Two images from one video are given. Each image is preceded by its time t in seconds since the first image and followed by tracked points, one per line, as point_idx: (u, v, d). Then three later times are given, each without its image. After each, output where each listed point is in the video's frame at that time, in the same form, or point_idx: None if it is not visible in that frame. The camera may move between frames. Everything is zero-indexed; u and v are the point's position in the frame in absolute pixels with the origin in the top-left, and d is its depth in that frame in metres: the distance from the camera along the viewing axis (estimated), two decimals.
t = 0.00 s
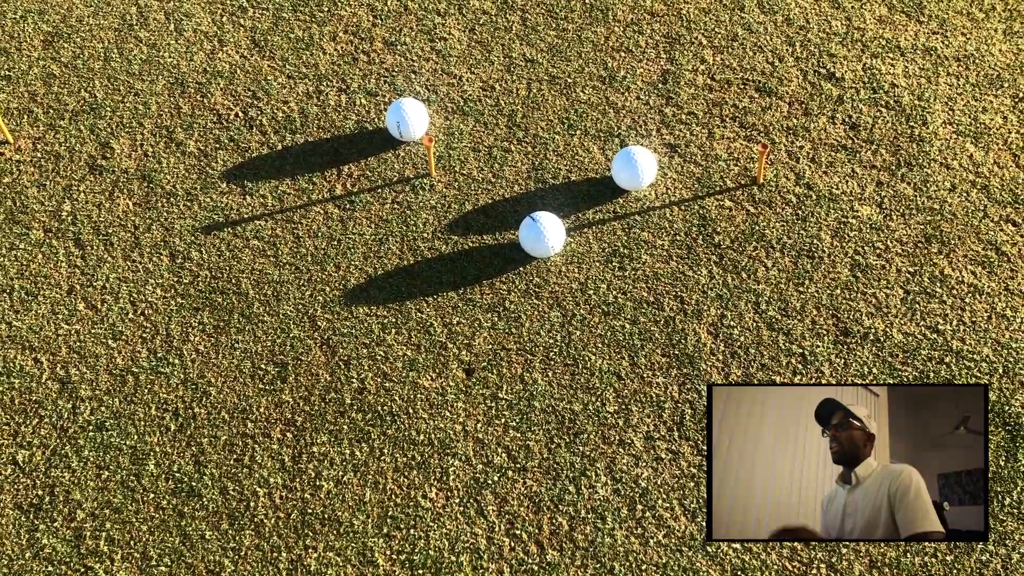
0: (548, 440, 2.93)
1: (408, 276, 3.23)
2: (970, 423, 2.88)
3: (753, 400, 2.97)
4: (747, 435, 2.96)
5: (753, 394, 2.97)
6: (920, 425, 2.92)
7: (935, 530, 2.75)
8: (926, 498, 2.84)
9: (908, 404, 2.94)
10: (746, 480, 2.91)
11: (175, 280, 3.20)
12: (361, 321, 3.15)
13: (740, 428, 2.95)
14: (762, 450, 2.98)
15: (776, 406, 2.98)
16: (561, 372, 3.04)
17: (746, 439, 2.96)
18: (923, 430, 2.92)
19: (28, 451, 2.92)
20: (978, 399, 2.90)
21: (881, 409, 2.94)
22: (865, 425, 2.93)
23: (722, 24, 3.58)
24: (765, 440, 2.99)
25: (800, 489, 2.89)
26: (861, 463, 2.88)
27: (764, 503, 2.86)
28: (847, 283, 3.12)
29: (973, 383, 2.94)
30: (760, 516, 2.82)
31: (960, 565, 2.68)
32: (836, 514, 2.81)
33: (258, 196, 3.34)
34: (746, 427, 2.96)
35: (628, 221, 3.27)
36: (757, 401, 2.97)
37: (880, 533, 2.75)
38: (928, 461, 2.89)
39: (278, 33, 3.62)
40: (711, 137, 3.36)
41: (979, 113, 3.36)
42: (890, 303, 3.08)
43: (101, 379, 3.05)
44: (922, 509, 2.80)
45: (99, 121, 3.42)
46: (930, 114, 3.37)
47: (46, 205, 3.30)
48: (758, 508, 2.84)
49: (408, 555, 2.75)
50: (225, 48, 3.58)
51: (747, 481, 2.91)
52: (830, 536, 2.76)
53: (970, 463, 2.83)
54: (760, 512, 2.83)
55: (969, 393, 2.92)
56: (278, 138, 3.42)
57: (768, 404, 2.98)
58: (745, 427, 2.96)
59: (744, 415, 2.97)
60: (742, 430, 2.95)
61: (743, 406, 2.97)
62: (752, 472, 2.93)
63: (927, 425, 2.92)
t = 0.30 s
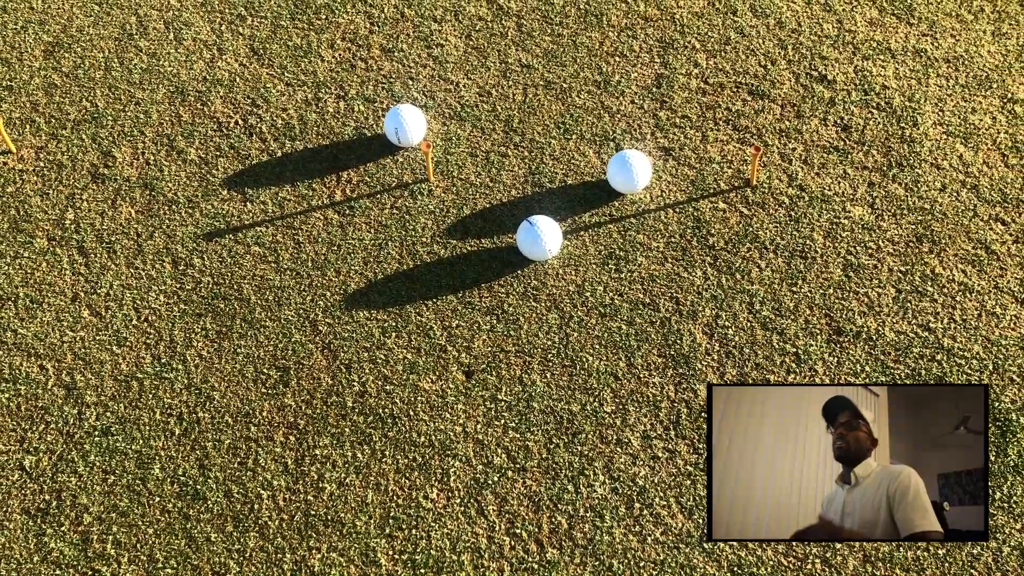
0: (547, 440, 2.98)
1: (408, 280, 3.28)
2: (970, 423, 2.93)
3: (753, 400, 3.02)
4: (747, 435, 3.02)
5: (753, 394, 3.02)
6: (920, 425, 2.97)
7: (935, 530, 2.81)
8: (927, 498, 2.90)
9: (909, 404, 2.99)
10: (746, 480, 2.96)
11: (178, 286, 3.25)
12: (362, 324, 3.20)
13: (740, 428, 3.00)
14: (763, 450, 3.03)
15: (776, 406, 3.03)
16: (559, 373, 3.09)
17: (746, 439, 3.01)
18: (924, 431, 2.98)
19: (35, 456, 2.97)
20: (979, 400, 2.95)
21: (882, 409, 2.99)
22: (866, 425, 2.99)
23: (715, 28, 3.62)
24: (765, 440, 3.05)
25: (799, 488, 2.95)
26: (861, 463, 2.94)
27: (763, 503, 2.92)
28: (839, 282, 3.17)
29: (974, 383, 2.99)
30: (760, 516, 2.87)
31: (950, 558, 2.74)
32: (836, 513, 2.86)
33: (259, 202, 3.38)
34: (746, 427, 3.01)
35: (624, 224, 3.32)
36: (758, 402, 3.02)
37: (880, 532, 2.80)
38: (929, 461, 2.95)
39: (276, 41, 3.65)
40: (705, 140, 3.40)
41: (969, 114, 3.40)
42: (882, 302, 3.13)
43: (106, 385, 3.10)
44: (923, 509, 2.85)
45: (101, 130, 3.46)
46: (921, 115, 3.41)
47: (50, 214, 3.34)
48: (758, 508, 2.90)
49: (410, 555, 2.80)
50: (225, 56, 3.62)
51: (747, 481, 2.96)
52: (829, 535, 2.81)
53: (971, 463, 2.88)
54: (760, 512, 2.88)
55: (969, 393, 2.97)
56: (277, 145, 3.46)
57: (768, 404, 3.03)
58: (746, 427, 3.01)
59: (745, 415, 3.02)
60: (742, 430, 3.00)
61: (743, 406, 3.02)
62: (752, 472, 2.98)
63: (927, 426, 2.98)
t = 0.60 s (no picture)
0: (541, 446, 3.06)
1: (403, 291, 3.35)
2: (970, 423, 3.01)
3: (753, 401, 3.11)
4: (747, 435, 3.11)
5: (753, 395, 3.11)
6: (920, 425, 3.06)
7: (936, 530, 2.88)
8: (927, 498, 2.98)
9: (909, 404, 3.07)
10: (746, 480, 3.05)
11: (178, 302, 3.32)
12: (359, 336, 3.28)
13: (740, 428, 3.09)
14: (762, 450, 3.13)
15: (775, 407, 3.12)
16: (553, 380, 3.17)
17: (746, 439, 3.10)
18: (924, 431, 3.06)
19: (40, 470, 3.04)
20: (979, 400, 3.03)
21: (882, 409, 3.07)
22: (868, 426, 3.07)
23: (699, 42, 3.71)
24: (765, 441, 3.14)
25: (798, 488, 3.04)
26: (862, 463, 3.03)
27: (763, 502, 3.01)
28: (824, 287, 3.25)
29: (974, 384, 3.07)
30: (760, 515, 2.96)
31: (936, 554, 2.83)
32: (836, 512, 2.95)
33: (256, 218, 3.45)
34: (746, 427, 3.10)
35: (613, 233, 3.40)
36: (758, 402, 3.11)
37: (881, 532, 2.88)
38: (929, 461, 3.04)
39: (270, 61, 3.72)
40: (691, 151, 3.49)
41: (947, 122, 3.50)
42: (865, 305, 3.22)
43: (108, 400, 3.17)
44: (924, 510, 2.93)
45: (99, 149, 3.53)
46: (900, 123, 3.50)
47: (50, 233, 3.41)
48: (758, 508, 2.99)
49: (410, 560, 2.88)
50: (220, 76, 3.68)
51: (747, 481, 3.05)
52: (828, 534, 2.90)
53: (971, 463, 2.96)
54: (760, 511, 2.98)
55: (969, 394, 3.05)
56: (273, 162, 3.54)
57: (768, 404, 3.12)
58: (746, 427, 3.10)
59: (745, 415, 3.10)
60: (742, 430, 3.10)
61: (743, 406, 3.11)
62: (752, 472, 3.07)
63: (927, 426, 3.06)
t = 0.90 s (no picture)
0: (528, 464, 3.10)
1: (391, 313, 3.41)
2: (970, 423, 3.04)
3: (753, 401, 3.16)
4: (747, 435, 3.15)
5: (753, 395, 3.16)
6: (920, 425, 3.08)
7: (937, 530, 2.89)
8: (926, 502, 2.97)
9: (909, 404, 3.11)
10: (746, 480, 3.08)
11: (168, 326, 3.37)
12: (347, 358, 3.33)
13: (740, 428, 3.13)
14: (763, 450, 3.16)
15: (775, 406, 3.17)
16: (539, 400, 3.22)
17: (746, 439, 3.14)
18: (924, 431, 3.08)
19: (32, 494, 3.06)
20: (978, 401, 3.07)
21: (882, 409, 3.11)
22: (871, 426, 3.11)
23: (680, 66, 3.79)
24: (765, 441, 3.18)
25: (799, 488, 3.06)
26: (863, 463, 3.06)
27: (763, 502, 3.03)
28: (804, 305, 3.30)
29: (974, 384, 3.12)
30: (760, 515, 2.98)
31: (917, 566, 2.81)
32: (837, 512, 2.97)
33: (245, 243, 3.50)
34: (746, 427, 3.14)
35: (597, 254, 3.46)
36: (758, 402, 3.16)
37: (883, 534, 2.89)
38: (929, 461, 3.05)
39: (260, 88, 3.78)
40: (673, 173, 3.56)
41: (923, 143, 3.57)
42: (845, 322, 3.26)
43: (100, 424, 3.20)
44: (926, 510, 2.94)
45: (91, 177, 3.58)
46: (878, 144, 3.58)
47: (43, 259, 3.46)
48: (758, 508, 3.01)
49: None
50: (210, 103, 3.75)
51: (747, 481, 3.08)
52: (828, 533, 2.92)
53: (971, 463, 2.98)
54: (760, 511, 2.99)
55: (969, 393, 3.10)
56: (263, 187, 3.59)
57: (768, 404, 3.17)
58: (746, 427, 3.14)
59: (745, 415, 3.15)
60: (742, 430, 3.14)
61: (743, 406, 3.16)
62: (752, 472, 3.10)
63: (927, 426, 3.08)
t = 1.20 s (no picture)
0: (527, 501, 3.10)
1: (390, 349, 3.42)
2: (970, 423, 3.12)
3: (753, 401, 3.23)
4: (748, 435, 3.21)
5: (752, 395, 3.23)
6: (920, 425, 3.15)
7: (937, 530, 2.96)
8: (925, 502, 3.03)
9: (909, 404, 3.18)
10: (746, 480, 3.14)
11: (167, 363, 3.37)
12: (346, 394, 3.33)
13: (740, 428, 3.20)
14: (763, 450, 3.21)
15: (775, 406, 3.23)
16: (537, 437, 3.22)
17: (746, 439, 3.20)
18: (924, 431, 3.15)
19: (29, 532, 3.05)
20: (978, 401, 3.15)
21: (883, 409, 3.17)
22: (870, 426, 3.16)
23: (676, 105, 3.83)
24: (766, 441, 3.23)
25: (799, 488, 3.11)
26: (862, 464, 3.10)
27: (763, 502, 3.09)
28: (801, 342, 3.31)
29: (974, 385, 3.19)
30: (760, 515, 3.04)
31: None
32: (836, 512, 3.02)
33: (245, 280, 3.52)
34: (746, 427, 3.21)
35: (595, 290, 3.48)
36: (757, 401, 3.23)
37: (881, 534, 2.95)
38: (929, 461, 3.11)
39: (260, 125, 3.79)
40: (670, 210, 3.59)
41: (917, 180, 3.61)
42: (842, 359, 3.27)
43: (98, 461, 3.20)
44: (926, 511, 3.00)
45: (92, 213, 3.60)
46: (872, 182, 3.61)
47: (43, 295, 3.47)
48: (758, 508, 3.07)
49: None
50: (210, 140, 3.75)
51: (747, 481, 3.14)
52: (827, 533, 2.98)
53: (971, 463, 3.04)
54: (760, 510, 3.06)
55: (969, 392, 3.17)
56: (262, 224, 3.61)
57: (768, 404, 3.24)
58: (746, 427, 3.21)
59: (745, 415, 3.22)
60: (742, 430, 3.21)
61: (743, 406, 3.23)
62: (752, 472, 3.16)
63: (927, 426, 3.15)
